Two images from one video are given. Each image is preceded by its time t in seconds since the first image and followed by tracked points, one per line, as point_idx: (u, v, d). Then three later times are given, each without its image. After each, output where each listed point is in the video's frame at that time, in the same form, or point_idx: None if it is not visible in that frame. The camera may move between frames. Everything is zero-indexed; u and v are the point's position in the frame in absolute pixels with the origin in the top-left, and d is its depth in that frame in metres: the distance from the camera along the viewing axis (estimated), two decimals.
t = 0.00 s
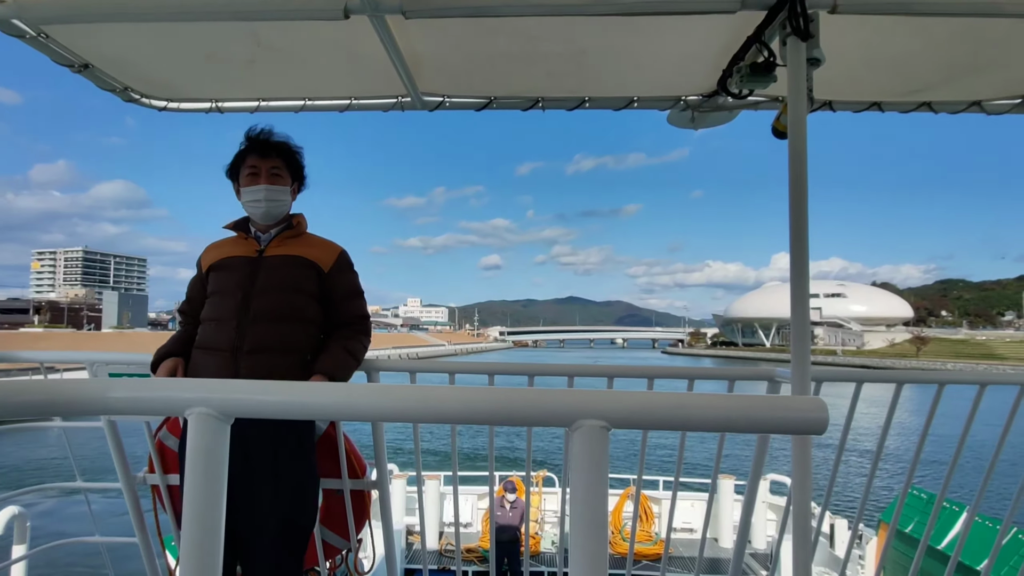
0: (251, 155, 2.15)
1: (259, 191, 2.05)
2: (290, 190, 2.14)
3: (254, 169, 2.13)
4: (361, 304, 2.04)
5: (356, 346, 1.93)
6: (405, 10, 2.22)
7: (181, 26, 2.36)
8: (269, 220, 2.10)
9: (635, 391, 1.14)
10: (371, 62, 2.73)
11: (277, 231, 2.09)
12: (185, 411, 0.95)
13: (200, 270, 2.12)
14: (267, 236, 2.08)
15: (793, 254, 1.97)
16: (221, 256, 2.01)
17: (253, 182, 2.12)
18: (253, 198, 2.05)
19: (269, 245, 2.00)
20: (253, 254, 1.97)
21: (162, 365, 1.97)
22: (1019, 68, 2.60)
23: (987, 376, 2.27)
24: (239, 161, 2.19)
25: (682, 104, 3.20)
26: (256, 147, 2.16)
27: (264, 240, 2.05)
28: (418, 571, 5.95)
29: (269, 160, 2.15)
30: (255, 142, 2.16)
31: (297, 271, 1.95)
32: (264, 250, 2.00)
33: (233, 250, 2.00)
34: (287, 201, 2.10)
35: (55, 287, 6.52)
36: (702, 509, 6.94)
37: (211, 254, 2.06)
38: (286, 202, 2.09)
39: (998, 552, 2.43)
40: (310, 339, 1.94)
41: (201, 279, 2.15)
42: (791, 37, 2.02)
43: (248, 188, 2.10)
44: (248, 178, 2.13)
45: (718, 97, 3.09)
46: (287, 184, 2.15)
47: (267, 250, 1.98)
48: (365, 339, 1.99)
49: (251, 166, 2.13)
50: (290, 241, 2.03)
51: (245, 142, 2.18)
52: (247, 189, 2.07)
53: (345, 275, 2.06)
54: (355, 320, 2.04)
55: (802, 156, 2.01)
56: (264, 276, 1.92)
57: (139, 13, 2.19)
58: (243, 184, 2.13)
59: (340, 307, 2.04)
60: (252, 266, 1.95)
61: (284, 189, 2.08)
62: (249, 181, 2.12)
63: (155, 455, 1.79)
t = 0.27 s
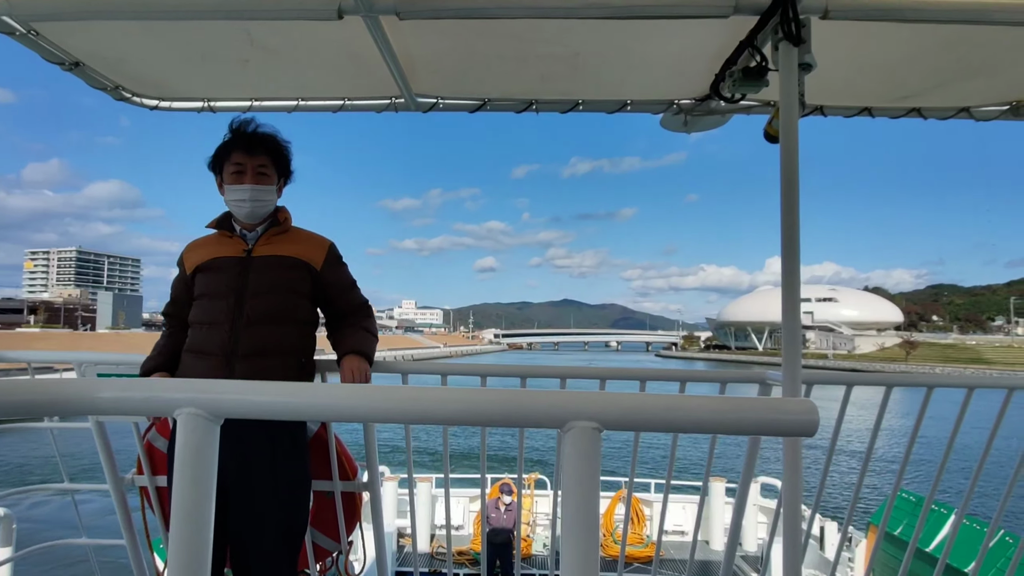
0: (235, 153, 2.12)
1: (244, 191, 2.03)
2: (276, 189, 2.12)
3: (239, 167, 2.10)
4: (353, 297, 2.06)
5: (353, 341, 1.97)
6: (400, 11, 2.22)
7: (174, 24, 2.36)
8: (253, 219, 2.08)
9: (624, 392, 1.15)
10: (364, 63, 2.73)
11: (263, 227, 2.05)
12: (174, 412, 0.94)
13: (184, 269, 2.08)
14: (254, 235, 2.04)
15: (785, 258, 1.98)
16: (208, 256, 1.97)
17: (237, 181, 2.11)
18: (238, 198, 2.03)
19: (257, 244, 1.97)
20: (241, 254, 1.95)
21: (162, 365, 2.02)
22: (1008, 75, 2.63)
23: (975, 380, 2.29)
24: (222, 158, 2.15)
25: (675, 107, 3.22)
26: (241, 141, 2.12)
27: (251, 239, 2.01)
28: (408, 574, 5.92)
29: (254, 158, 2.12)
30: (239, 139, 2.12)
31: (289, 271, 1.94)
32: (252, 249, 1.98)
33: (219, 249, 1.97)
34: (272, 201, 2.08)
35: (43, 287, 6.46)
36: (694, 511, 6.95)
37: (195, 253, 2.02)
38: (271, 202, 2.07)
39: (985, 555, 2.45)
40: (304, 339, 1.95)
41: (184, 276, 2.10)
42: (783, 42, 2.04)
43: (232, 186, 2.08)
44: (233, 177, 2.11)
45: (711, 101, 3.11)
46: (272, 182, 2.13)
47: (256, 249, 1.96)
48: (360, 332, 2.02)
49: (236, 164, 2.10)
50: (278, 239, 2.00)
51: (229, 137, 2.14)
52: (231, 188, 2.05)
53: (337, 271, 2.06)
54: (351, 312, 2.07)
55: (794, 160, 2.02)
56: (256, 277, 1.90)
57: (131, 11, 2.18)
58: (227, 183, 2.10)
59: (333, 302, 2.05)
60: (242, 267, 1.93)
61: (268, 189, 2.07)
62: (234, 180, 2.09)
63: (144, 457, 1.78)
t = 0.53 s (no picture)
0: (223, 153, 2.09)
1: (233, 194, 2.01)
2: (266, 189, 2.10)
3: (229, 168, 2.08)
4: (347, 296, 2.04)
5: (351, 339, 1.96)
6: (395, 13, 2.23)
7: (168, 24, 2.36)
8: (245, 221, 2.06)
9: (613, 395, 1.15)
10: (360, 64, 2.73)
11: (257, 230, 2.03)
12: (166, 412, 0.94)
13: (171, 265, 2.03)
14: (248, 237, 2.03)
15: (777, 261, 1.98)
16: (199, 260, 1.94)
17: (227, 181, 2.08)
18: (227, 200, 2.01)
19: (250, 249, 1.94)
20: (234, 261, 1.92)
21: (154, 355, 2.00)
22: (998, 81, 2.65)
23: (965, 383, 2.30)
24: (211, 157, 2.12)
25: (669, 111, 3.23)
26: (231, 141, 2.09)
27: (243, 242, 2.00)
28: None
29: (245, 158, 2.09)
30: (228, 139, 2.09)
31: (283, 280, 1.92)
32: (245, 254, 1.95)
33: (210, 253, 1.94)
34: (262, 202, 2.06)
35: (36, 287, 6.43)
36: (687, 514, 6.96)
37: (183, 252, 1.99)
38: (262, 204, 2.06)
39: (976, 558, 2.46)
40: (299, 347, 1.95)
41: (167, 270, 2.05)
42: (776, 46, 2.05)
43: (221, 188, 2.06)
44: (222, 177, 2.08)
45: (704, 105, 3.12)
46: (264, 183, 2.11)
47: (249, 255, 1.93)
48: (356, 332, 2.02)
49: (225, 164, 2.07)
50: (271, 243, 1.97)
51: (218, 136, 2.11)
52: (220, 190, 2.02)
53: (332, 274, 2.05)
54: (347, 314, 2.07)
55: (786, 164, 2.03)
56: (251, 288, 1.88)
57: (125, 10, 2.18)
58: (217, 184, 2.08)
59: (329, 305, 2.04)
60: (236, 275, 1.91)
61: (260, 191, 2.05)
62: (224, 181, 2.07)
63: (135, 459, 1.77)
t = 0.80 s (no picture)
0: (201, 144, 1.93)
1: (213, 187, 1.86)
2: (249, 182, 1.96)
3: (207, 160, 1.92)
4: (331, 299, 1.88)
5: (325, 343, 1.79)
6: (394, 15, 2.23)
7: (166, 25, 2.36)
8: (226, 218, 1.91)
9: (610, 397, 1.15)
10: (358, 66, 2.74)
11: (239, 227, 1.89)
12: (163, 413, 0.94)
13: (143, 251, 1.85)
14: (229, 235, 1.88)
15: (775, 265, 1.98)
16: (178, 261, 1.79)
17: (205, 174, 1.93)
18: (207, 194, 1.86)
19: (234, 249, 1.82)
20: (217, 262, 1.78)
21: (131, 344, 1.82)
22: (996, 86, 2.65)
23: (961, 387, 2.31)
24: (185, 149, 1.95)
25: (667, 114, 3.24)
26: (210, 130, 1.94)
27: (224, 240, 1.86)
28: None
29: (224, 148, 1.94)
30: (204, 128, 1.94)
31: (271, 284, 1.81)
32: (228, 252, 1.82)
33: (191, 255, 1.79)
34: (245, 196, 1.92)
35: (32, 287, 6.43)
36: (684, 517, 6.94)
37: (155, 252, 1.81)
38: (245, 197, 1.91)
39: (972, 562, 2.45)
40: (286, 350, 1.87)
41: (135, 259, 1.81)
42: (774, 51, 2.05)
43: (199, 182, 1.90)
44: (199, 171, 1.92)
45: (703, 108, 3.13)
46: (244, 175, 1.96)
47: (232, 254, 1.81)
48: (334, 338, 1.85)
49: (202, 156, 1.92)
50: (254, 241, 1.86)
51: (193, 127, 1.95)
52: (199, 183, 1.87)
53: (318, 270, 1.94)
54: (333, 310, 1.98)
55: (784, 168, 2.04)
56: (237, 293, 1.77)
57: (124, 11, 2.19)
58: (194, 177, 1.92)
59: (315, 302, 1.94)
60: (220, 279, 1.77)
61: (242, 183, 1.90)
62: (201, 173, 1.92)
63: (130, 460, 1.78)
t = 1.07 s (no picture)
0: (179, 124, 1.78)
1: (194, 171, 1.72)
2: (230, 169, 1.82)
3: (186, 142, 1.78)
4: (314, 299, 1.86)
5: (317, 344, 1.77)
6: (395, 18, 2.23)
7: (167, 27, 2.37)
8: (201, 207, 1.76)
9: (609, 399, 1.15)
10: (358, 68, 2.74)
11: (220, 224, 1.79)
12: (163, 415, 0.94)
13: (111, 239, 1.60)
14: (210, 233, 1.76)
15: (774, 268, 1.98)
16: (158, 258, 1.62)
17: (182, 158, 1.77)
18: (185, 179, 1.72)
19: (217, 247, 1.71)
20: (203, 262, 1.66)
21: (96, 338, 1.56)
22: (997, 91, 2.65)
23: (960, 391, 2.30)
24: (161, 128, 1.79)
25: (667, 118, 3.24)
26: (189, 110, 1.79)
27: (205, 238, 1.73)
28: None
29: (205, 131, 1.80)
30: (183, 107, 1.78)
31: (262, 285, 1.75)
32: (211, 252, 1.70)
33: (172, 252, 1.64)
34: (226, 183, 1.78)
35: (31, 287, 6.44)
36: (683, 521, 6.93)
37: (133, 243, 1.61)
38: (226, 185, 1.78)
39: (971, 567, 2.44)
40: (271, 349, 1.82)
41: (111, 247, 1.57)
42: (774, 55, 2.05)
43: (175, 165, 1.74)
44: (176, 153, 1.77)
45: (702, 112, 3.12)
46: (226, 162, 1.83)
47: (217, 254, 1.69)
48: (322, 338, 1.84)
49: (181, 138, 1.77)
50: (238, 239, 1.76)
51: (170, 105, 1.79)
52: (177, 168, 1.73)
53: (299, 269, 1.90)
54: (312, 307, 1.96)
55: (782, 172, 2.04)
56: (226, 295, 1.68)
57: (125, 13, 2.20)
58: (169, 160, 1.77)
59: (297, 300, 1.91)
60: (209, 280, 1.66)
61: (223, 170, 1.77)
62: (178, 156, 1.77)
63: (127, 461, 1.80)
